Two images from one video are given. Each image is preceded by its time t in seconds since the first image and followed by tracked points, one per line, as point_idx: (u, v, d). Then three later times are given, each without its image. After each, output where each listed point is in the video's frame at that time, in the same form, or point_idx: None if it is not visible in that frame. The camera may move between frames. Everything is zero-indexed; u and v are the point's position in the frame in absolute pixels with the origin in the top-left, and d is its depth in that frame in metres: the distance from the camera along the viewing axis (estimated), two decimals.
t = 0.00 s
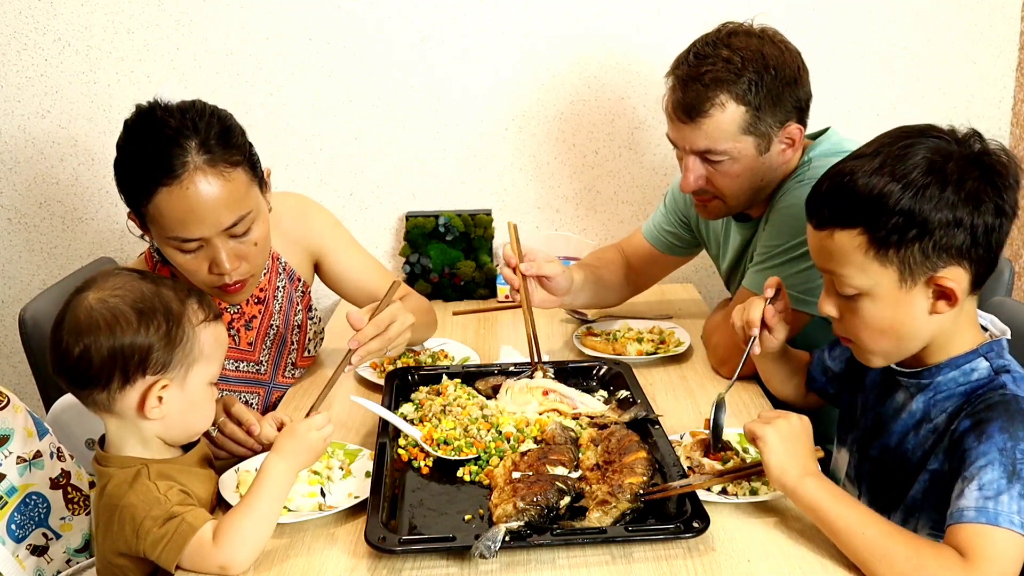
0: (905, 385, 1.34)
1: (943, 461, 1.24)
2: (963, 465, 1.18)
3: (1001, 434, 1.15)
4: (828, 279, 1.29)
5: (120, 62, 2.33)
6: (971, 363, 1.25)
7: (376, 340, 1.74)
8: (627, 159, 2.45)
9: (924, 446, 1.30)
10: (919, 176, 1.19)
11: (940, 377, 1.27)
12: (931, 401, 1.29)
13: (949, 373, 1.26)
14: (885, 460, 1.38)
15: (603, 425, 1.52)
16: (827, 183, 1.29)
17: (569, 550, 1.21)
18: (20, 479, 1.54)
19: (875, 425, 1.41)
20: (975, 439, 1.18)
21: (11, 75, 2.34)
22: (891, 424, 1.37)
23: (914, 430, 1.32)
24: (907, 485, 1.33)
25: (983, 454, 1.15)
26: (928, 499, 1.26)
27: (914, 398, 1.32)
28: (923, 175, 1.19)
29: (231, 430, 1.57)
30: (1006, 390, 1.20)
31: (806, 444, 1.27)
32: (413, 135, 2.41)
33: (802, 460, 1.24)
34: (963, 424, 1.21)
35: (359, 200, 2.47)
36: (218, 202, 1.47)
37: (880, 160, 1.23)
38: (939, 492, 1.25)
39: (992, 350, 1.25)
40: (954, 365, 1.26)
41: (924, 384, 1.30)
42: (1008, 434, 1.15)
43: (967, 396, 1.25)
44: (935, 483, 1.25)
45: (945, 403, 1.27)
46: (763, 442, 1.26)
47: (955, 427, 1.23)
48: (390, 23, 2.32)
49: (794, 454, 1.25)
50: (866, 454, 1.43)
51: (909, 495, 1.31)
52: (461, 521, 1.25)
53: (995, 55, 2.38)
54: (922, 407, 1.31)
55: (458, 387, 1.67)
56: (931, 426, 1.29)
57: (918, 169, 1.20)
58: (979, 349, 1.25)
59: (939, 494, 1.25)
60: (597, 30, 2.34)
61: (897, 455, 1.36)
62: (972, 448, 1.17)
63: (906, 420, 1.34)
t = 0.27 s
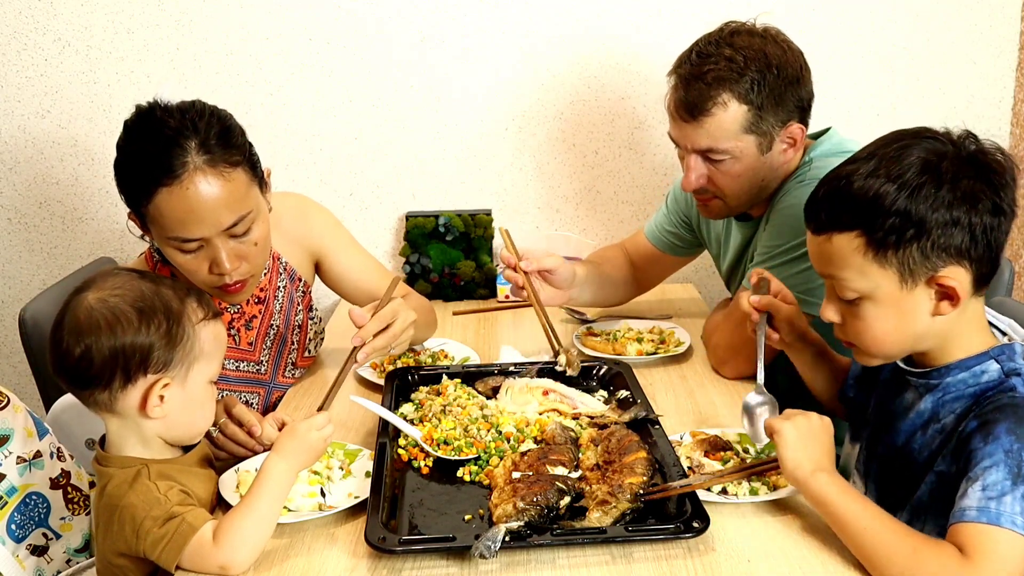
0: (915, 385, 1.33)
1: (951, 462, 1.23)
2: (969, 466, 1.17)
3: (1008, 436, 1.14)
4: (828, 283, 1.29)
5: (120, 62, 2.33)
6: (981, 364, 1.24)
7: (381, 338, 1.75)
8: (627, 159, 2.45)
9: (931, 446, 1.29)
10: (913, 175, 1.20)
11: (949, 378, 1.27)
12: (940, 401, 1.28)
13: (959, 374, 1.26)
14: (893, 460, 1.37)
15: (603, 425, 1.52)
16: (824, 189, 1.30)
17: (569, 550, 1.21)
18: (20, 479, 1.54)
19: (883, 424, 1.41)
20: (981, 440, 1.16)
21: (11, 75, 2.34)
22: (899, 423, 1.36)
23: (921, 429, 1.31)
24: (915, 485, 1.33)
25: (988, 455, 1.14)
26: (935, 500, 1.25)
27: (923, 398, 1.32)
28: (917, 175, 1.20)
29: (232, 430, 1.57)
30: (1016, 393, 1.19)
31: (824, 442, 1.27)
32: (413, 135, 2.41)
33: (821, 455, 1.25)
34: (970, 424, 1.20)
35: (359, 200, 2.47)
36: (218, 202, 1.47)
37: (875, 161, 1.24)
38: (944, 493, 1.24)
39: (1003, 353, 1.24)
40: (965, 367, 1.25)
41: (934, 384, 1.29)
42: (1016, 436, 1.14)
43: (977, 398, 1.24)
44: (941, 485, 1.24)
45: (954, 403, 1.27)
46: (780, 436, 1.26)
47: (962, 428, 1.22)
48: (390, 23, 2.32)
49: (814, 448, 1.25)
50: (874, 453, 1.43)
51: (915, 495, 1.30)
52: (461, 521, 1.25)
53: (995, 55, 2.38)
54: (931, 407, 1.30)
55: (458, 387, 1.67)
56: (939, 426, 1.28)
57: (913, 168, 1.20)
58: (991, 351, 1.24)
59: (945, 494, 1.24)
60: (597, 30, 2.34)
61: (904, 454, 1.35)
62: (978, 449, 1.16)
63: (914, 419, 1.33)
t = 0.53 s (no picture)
0: (934, 386, 1.32)
1: (962, 457, 1.24)
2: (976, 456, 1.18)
3: (1018, 429, 1.15)
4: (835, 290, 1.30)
5: (120, 62, 2.33)
6: (1003, 367, 1.24)
7: (365, 350, 1.71)
8: (627, 159, 2.45)
9: (945, 444, 1.30)
10: (918, 179, 1.20)
11: (969, 380, 1.26)
12: (957, 401, 1.29)
13: (979, 376, 1.25)
14: (908, 460, 1.38)
15: (603, 425, 1.52)
16: (832, 194, 1.31)
17: (569, 550, 1.21)
18: (20, 479, 1.54)
19: (898, 424, 1.41)
20: (991, 431, 1.18)
21: (11, 75, 2.34)
22: (915, 422, 1.36)
23: (936, 429, 1.32)
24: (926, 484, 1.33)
25: (994, 445, 1.15)
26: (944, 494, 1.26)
27: (940, 399, 1.31)
28: (922, 178, 1.20)
29: (233, 431, 1.56)
30: None
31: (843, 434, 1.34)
32: (413, 135, 2.41)
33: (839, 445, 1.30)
34: (983, 417, 1.21)
35: (359, 200, 2.47)
36: (218, 202, 1.47)
37: (883, 165, 1.24)
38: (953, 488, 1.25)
39: None
40: (986, 368, 1.25)
41: (952, 385, 1.29)
42: None
43: (995, 399, 1.24)
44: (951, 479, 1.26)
45: (972, 403, 1.27)
46: (801, 431, 1.34)
47: (975, 422, 1.23)
48: (390, 23, 2.32)
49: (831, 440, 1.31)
50: (890, 456, 1.43)
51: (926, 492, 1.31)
52: (461, 521, 1.25)
53: (995, 55, 2.38)
54: (947, 407, 1.30)
55: (458, 387, 1.66)
56: (954, 425, 1.29)
57: (919, 172, 1.21)
58: (1013, 353, 1.24)
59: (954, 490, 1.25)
60: (597, 30, 2.34)
61: (919, 454, 1.35)
62: (986, 439, 1.17)
63: (930, 419, 1.33)
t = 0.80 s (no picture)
0: (944, 386, 1.32)
1: (970, 457, 1.24)
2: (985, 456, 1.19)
3: None
4: (853, 293, 1.31)
5: (120, 62, 2.33)
6: (1014, 368, 1.24)
7: (368, 345, 1.71)
8: (627, 159, 2.45)
9: (953, 444, 1.31)
10: (937, 183, 1.20)
11: (980, 381, 1.27)
12: (968, 402, 1.29)
13: (990, 377, 1.26)
14: (914, 458, 1.38)
15: (603, 425, 1.52)
16: (848, 195, 1.31)
17: (569, 549, 1.21)
18: (20, 479, 1.54)
19: (906, 424, 1.42)
20: (1002, 431, 1.18)
21: (11, 75, 2.34)
22: (923, 422, 1.37)
23: (945, 429, 1.32)
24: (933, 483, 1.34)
25: (1004, 446, 1.15)
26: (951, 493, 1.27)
27: (950, 399, 1.32)
28: (941, 182, 1.20)
29: (232, 432, 1.56)
30: None
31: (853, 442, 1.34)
32: (413, 135, 2.41)
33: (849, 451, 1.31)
34: (996, 419, 1.22)
35: (358, 200, 2.47)
36: (217, 203, 1.47)
37: (901, 169, 1.25)
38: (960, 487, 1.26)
39: None
40: (997, 369, 1.25)
41: (963, 386, 1.29)
42: None
43: (1006, 400, 1.25)
44: (958, 479, 1.26)
45: (982, 403, 1.27)
46: (812, 436, 1.34)
47: (987, 423, 1.23)
48: (390, 24, 2.32)
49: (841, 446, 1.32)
50: (894, 453, 1.44)
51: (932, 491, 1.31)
52: (461, 521, 1.25)
53: (995, 55, 2.38)
54: (956, 408, 1.31)
55: (458, 387, 1.67)
56: (963, 425, 1.29)
57: (937, 176, 1.21)
58: None
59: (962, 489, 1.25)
60: (597, 30, 2.34)
61: (926, 453, 1.36)
62: (996, 440, 1.18)
63: (939, 419, 1.34)
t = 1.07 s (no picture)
0: (949, 386, 1.33)
1: (978, 457, 1.24)
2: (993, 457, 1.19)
3: None
4: (861, 293, 1.30)
5: (120, 62, 2.33)
6: (1018, 368, 1.24)
7: (370, 335, 1.75)
8: (627, 159, 2.45)
9: (960, 444, 1.31)
10: (946, 183, 1.21)
11: (985, 380, 1.27)
12: (973, 402, 1.29)
13: (996, 377, 1.25)
14: (921, 459, 1.38)
15: (603, 425, 1.52)
16: (856, 196, 1.32)
17: (569, 550, 1.21)
18: (20, 479, 1.54)
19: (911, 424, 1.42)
20: (1009, 432, 1.18)
21: (11, 75, 2.34)
22: (929, 422, 1.37)
23: (951, 429, 1.32)
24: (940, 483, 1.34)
25: (1012, 446, 1.15)
26: (959, 494, 1.27)
27: (955, 399, 1.32)
28: (950, 182, 1.21)
29: (232, 432, 1.56)
30: None
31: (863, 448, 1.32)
32: (413, 135, 2.41)
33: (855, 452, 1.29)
34: (1002, 419, 1.22)
35: (358, 200, 2.47)
36: (218, 202, 1.47)
37: (909, 169, 1.25)
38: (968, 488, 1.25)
39: None
40: (1001, 369, 1.25)
41: (968, 385, 1.29)
42: None
43: (1012, 400, 1.25)
44: (965, 479, 1.26)
45: (988, 403, 1.27)
46: (820, 434, 1.33)
47: (993, 423, 1.23)
48: (390, 24, 2.32)
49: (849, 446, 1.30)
50: (900, 453, 1.44)
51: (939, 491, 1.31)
52: (461, 521, 1.25)
53: (995, 55, 2.38)
54: (963, 408, 1.31)
55: (458, 387, 1.66)
56: (970, 425, 1.29)
57: (946, 176, 1.21)
58: None
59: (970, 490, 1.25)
60: (597, 30, 2.34)
61: (932, 453, 1.36)
62: (1003, 441, 1.17)
63: (945, 419, 1.34)
